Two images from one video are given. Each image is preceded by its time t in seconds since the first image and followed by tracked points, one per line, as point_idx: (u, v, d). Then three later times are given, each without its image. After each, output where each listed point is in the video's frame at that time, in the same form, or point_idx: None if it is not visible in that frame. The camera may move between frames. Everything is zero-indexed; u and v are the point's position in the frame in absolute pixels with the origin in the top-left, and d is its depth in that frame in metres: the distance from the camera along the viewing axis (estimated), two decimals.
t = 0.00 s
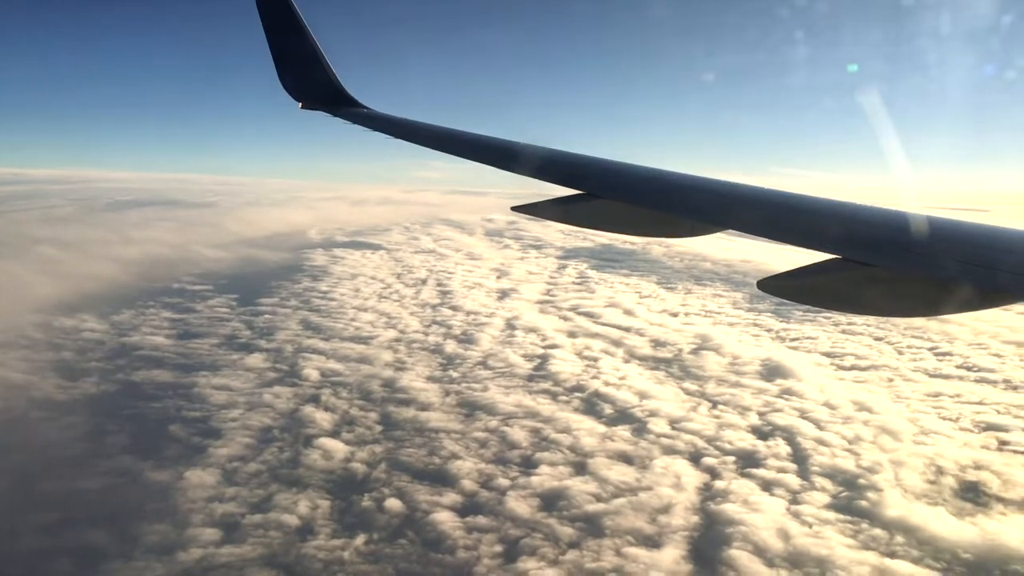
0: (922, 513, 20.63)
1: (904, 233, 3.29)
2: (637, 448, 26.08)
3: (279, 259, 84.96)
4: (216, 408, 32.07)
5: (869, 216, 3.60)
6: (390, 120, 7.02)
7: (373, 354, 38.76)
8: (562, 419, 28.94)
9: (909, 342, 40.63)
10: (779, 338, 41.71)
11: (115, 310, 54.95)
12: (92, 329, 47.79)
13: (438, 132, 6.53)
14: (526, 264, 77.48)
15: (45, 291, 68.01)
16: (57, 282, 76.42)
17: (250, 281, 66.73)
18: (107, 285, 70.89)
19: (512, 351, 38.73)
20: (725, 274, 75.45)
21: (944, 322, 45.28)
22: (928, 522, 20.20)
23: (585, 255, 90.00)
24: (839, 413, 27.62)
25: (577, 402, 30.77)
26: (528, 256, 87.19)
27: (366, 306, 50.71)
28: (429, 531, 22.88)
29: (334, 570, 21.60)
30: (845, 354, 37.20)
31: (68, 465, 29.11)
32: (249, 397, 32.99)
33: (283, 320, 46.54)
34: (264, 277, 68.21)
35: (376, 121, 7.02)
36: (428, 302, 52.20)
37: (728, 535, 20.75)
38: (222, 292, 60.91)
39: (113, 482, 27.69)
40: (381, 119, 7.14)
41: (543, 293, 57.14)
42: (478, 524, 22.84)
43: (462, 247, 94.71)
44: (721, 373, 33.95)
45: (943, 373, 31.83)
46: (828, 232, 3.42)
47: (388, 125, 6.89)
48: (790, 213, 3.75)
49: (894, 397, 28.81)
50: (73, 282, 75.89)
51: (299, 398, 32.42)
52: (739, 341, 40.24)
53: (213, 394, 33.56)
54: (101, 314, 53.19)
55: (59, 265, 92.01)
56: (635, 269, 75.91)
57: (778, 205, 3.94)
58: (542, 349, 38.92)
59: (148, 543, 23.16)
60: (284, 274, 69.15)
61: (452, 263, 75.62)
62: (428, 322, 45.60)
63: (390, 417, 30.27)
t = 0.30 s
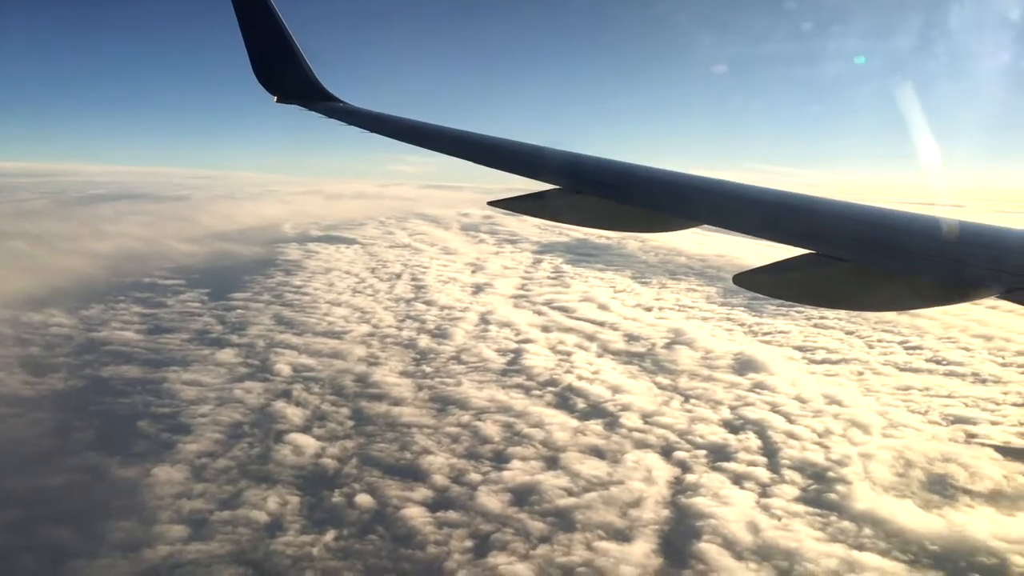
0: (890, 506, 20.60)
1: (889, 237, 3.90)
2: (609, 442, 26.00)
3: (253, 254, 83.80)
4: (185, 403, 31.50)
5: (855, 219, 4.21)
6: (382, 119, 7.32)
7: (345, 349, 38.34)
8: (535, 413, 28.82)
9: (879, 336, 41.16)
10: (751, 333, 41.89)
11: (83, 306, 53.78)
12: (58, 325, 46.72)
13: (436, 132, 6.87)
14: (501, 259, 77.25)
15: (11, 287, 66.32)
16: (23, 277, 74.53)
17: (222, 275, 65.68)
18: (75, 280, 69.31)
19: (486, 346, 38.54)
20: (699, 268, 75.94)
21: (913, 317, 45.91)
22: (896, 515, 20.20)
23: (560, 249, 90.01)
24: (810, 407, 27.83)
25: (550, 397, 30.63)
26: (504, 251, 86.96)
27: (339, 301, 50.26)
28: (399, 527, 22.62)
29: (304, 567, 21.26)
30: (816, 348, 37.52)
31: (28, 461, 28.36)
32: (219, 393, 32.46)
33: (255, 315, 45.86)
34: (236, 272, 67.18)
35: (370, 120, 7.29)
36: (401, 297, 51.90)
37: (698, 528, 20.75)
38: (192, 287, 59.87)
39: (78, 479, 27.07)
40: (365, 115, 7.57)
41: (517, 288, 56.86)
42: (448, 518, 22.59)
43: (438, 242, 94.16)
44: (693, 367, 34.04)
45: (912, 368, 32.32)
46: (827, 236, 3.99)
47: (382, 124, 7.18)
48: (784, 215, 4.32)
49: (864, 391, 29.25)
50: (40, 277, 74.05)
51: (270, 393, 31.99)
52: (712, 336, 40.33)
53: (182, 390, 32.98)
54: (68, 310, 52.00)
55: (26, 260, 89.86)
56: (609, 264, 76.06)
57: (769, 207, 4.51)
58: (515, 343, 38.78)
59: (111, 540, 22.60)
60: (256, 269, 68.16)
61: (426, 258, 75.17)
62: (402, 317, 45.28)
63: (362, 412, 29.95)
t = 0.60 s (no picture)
0: (861, 500, 20.63)
1: (887, 235, 3.41)
2: (583, 437, 25.89)
3: (229, 247, 82.89)
4: (157, 398, 31.02)
5: (848, 214, 3.74)
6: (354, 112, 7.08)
7: (320, 343, 37.99)
8: (510, 408, 28.66)
9: (853, 331, 41.61)
10: (726, 327, 42.00)
11: (56, 299, 52.83)
12: (29, 319, 45.83)
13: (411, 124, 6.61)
14: (478, 253, 77.13)
15: None
16: None
17: (198, 269, 64.80)
18: (47, 273, 68.03)
19: (462, 341, 38.38)
20: (675, 263, 76.44)
21: (886, 312, 46.45)
22: (866, 508, 20.24)
23: (537, 244, 90.13)
24: (783, 401, 27.92)
25: (525, 391, 30.49)
26: (482, 245, 86.84)
27: (315, 295, 49.82)
28: (371, 522, 22.37)
29: (273, 562, 20.92)
30: (791, 343, 37.73)
31: None
32: (192, 387, 32.01)
33: (230, 309, 45.35)
34: (212, 265, 66.44)
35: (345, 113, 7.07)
36: (378, 291, 51.65)
37: (670, 523, 20.68)
38: (167, 280, 59.10)
39: (44, 474, 26.49)
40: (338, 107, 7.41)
41: (495, 282, 56.66)
42: (421, 513, 22.37)
43: (417, 236, 93.82)
44: (669, 362, 34.03)
45: (885, 364, 32.68)
46: (814, 232, 3.53)
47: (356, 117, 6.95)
48: (766, 209, 3.89)
49: (837, 386, 29.58)
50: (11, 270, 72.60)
51: (244, 387, 31.61)
52: (688, 331, 40.42)
53: (155, 384, 32.49)
54: (40, 304, 51.04)
55: None
56: (587, 258, 76.31)
57: (751, 203, 4.08)
58: (491, 338, 38.65)
59: (80, 536, 22.17)
60: (232, 263, 67.50)
61: (404, 252, 74.88)
62: (378, 311, 45.02)
63: (335, 406, 29.63)
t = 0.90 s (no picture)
0: (834, 495, 20.66)
1: (888, 240, 3.35)
2: (559, 432, 25.78)
3: (207, 240, 81.87)
4: (130, 391, 30.53)
5: (851, 219, 3.68)
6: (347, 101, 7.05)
7: (297, 336, 37.62)
8: (486, 402, 28.50)
9: (829, 328, 42.05)
10: (704, 324, 42.10)
11: (29, 292, 51.82)
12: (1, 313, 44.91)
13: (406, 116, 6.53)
14: (457, 247, 76.88)
15: None
16: None
17: (174, 262, 64.01)
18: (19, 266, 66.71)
19: (439, 335, 38.21)
20: (653, 258, 76.81)
21: (861, 308, 46.93)
22: (838, 503, 20.27)
23: (517, 239, 90.09)
24: (758, 397, 27.99)
25: (501, 386, 30.35)
26: (461, 239, 86.56)
27: (292, 288, 49.39)
28: (345, 517, 22.14)
29: (245, 557, 20.60)
30: (767, 338, 37.93)
31: None
32: (166, 380, 31.54)
33: (206, 302, 44.80)
34: (188, 258, 65.61)
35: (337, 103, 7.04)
36: (356, 285, 51.35)
37: (644, 518, 20.60)
38: (142, 273, 58.25)
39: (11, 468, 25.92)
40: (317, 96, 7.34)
41: (473, 277, 56.43)
42: (394, 508, 22.16)
43: (397, 231, 93.38)
44: (646, 357, 34.01)
45: (859, 361, 33.00)
46: (815, 238, 3.44)
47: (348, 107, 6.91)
48: (768, 214, 3.75)
49: (812, 381, 29.81)
50: None
51: (219, 381, 31.22)
52: (665, 326, 40.47)
53: (127, 377, 31.96)
54: (12, 298, 50.06)
55: None
56: (566, 253, 76.44)
57: (760, 209, 3.89)
58: (469, 332, 38.51)
59: (50, 531, 21.72)
60: (208, 256, 66.71)
61: (383, 246, 74.52)
62: (356, 305, 44.73)
63: (311, 401, 29.32)
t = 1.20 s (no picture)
0: (805, 488, 20.67)
1: (882, 237, 2.87)
2: (533, 425, 25.61)
3: (183, 232, 80.83)
4: (100, 383, 30.03)
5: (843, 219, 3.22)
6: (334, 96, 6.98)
7: (271, 329, 37.23)
8: (460, 395, 28.30)
9: (804, 322, 42.46)
10: (680, 318, 42.14)
11: None
12: None
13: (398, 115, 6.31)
14: (434, 240, 76.61)
15: None
16: None
17: (148, 254, 63.05)
18: None
19: (414, 328, 38.04)
20: (631, 252, 77.20)
21: (835, 303, 47.46)
22: (809, 497, 20.28)
23: (495, 232, 90.06)
24: (732, 390, 28.01)
25: (476, 379, 30.17)
26: (439, 232, 86.28)
27: (268, 281, 48.89)
28: (316, 511, 21.87)
29: (213, 551, 20.24)
30: (742, 332, 38.10)
31: None
32: (137, 372, 31.06)
33: (180, 294, 44.23)
34: (163, 250, 64.75)
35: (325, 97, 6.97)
36: (332, 278, 51.03)
37: (616, 511, 20.48)
38: (116, 265, 57.37)
39: None
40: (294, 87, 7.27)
41: (450, 270, 56.15)
42: (366, 502, 21.93)
43: (375, 223, 92.89)
44: (621, 351, 33.98)
45: (833, 356, 33.26)
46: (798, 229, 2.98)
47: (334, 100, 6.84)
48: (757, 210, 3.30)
49: (786, 375, 29.94)
50: None
51: (191, 374, 30.80)
52: (641, 320, 40.46)
53: (98, 370, 31.44)
54: None
55: None
56: (543, 247, 76.59)
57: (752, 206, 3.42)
58: (444, 325, 38.33)
59: (13, 525, 21.22)
60: (183, 247, 65.88)
61: (360, 239, 74.12)
62: (331, 298, 44.42)
63: (284, 394, 28.96)
